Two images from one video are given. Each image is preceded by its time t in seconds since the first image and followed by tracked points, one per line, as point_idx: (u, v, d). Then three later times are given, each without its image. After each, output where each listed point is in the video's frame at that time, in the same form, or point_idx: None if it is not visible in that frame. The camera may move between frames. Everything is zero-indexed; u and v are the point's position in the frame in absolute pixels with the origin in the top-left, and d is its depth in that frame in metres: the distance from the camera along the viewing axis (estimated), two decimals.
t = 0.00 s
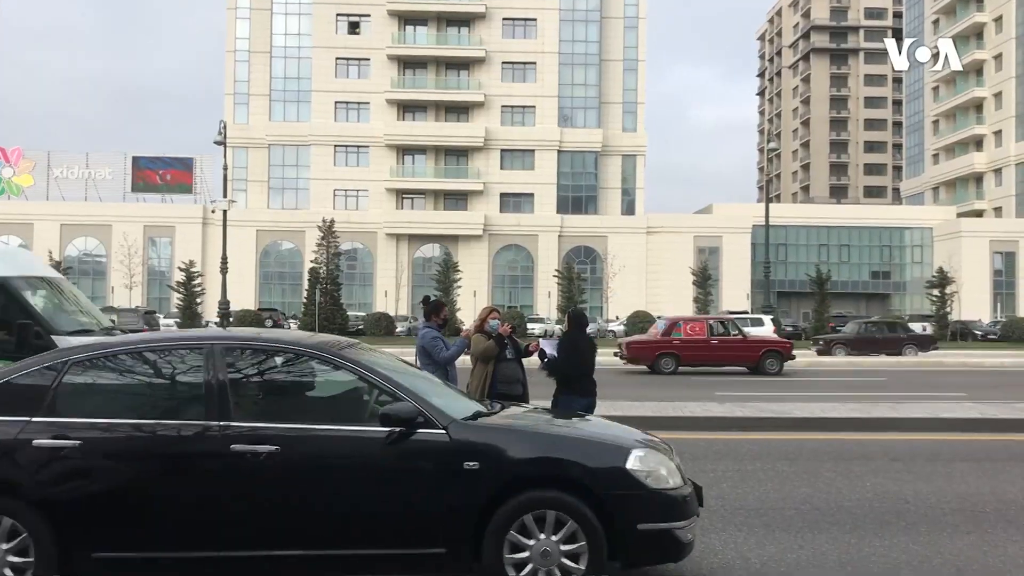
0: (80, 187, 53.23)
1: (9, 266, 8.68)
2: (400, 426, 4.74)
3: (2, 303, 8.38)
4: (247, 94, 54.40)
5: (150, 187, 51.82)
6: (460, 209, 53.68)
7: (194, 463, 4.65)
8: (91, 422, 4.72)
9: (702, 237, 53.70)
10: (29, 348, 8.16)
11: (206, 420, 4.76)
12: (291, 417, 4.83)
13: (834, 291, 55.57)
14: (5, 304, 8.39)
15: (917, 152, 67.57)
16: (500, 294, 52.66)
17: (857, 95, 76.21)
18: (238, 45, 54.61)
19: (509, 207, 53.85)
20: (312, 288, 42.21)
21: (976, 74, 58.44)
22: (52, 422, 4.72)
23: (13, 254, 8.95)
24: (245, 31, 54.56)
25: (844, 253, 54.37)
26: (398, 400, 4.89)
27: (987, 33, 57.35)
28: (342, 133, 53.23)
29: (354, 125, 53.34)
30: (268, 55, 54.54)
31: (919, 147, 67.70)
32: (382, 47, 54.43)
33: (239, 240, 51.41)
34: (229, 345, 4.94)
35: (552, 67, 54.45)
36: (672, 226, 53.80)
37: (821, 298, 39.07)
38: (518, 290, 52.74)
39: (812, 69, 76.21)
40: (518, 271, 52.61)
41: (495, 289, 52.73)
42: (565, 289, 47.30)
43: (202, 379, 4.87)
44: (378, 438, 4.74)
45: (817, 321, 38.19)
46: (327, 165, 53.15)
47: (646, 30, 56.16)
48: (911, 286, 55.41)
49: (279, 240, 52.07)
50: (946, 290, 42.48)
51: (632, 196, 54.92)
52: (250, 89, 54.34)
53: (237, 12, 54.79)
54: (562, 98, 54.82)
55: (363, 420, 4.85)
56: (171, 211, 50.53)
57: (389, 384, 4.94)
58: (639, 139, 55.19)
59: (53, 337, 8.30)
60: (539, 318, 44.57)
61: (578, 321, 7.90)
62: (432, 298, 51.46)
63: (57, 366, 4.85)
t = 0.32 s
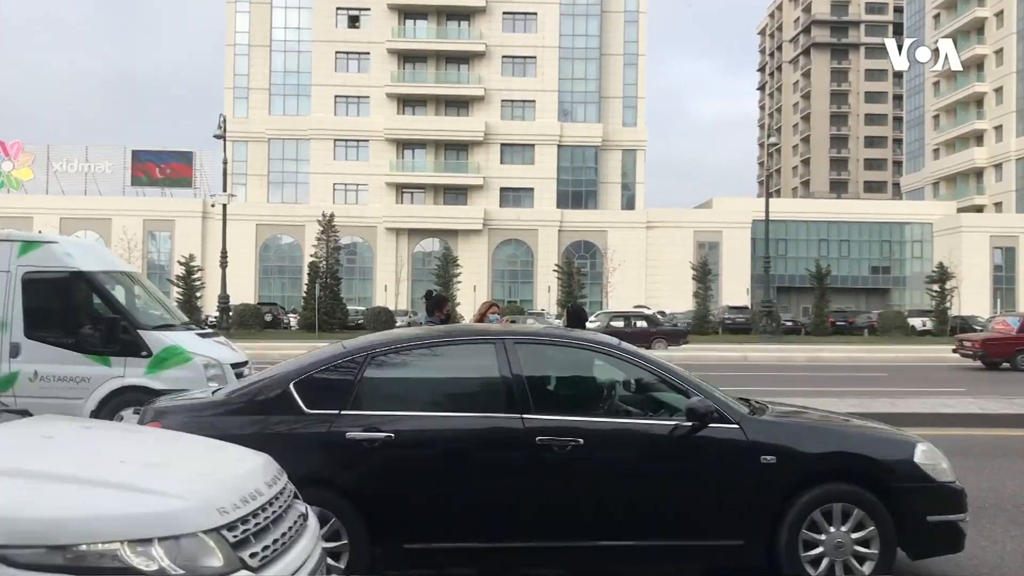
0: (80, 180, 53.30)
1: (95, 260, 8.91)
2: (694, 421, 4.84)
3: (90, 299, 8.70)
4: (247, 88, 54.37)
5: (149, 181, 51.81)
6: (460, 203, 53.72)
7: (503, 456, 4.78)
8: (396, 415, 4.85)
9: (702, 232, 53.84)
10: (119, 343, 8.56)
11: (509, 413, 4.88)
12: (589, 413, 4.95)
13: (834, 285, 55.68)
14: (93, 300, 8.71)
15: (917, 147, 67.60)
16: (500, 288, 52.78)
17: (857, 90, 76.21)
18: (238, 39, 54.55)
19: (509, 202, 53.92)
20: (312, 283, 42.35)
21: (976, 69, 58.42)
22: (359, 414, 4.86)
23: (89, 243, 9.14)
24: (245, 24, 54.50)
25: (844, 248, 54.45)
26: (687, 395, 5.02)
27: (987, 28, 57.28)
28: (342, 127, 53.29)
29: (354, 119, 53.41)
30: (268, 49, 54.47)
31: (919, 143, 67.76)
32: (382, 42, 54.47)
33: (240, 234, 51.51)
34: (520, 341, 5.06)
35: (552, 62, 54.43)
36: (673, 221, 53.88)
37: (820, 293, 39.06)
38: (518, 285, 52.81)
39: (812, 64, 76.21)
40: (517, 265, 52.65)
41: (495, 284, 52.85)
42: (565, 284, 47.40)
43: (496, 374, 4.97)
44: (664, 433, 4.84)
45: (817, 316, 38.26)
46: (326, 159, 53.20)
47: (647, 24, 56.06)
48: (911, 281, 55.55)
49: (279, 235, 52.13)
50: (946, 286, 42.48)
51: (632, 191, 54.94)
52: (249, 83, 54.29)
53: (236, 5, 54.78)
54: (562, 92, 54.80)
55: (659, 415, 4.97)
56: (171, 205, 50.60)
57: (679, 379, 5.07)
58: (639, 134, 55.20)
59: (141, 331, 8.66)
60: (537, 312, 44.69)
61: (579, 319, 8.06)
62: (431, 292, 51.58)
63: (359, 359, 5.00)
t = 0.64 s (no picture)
0: (80, 177, 53.33)
1: (177, 260, 8.95)
2: (1014, 415, 4.85)
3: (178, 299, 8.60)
4: (247, 84, 54.39)
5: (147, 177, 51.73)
6: (460, 199, 53.71)
7: (835, 451, 4.72)
8: (728, 412, 4.84)
9: (703, 228, 53.91)
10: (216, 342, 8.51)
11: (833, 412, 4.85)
12: (892, 410, 4.92)
13: (834, 282, 55.70)
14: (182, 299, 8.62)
15: (918, 143, 67.50)
16: (499, 285, 52.85)
17: (858, 85, 76.14)
18: (237, 35, 54.52)
19: (509, 198, 53.89)
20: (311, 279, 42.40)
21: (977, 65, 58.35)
22: (686, 411, 4.84)
23: (165, 242, 9.08)
24: (245, 21, 54.47)
25: (844, 245, 54.47)
26: (1000, 394, 5.03)
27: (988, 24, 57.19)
28: (342, 124, 53.29)
29: (354, 115, 53.38)
30: (268, 46, 54.43)
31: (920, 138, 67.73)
32: (382, 38, 54.48)
33: (239, 231, 51.48)
34: (833, 340, 5.09)
35: (552, 57, 54.42)
36: (672, 218, 53.93)
37: (820, 289, 39.08)
38: (518, 282, 52.82)
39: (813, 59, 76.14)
40: (517, 262, 52.67)
41: (495, 280, 52.87)
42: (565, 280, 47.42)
43: (815, 375, 4.97)
44: (978, 428, 4.81)
45: (817, 313, 38.22)
46: (326, 156, 53.15)
47: (648, 21, 56.06)
48: (912, 277, 55.54)
49: (279, 231, 52.19)
50: (946, 282, 42.44)
51: (633, 187, 54.95)
52: (249, 80, 54.30)
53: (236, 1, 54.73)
54: (562, 89, 54.77)
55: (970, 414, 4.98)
56: (171, 202, 50.60)
57: (988, 379, 5.09)
58: (640, 130, 55.19)
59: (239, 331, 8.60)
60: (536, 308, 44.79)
61: (580, 313, 8.09)
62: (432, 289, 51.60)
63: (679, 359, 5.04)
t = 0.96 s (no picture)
0: (82, 175, 53.49)
1: (247, 258, 9.73)
2: None
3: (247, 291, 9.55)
4: (248, 82, 54.57)
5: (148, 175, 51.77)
6: (461, 197, 53.83)
7: None
8: None
9: (705, 226, 54.07)
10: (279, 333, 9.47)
11: None
12: None
13: (836, 279, 55.73)
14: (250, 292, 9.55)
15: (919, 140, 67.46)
16: (501, 282, 52.98)
17: (859, 83, 76.18)
18: (239, 33, 54.72)
19: (511, 196, 53.93)
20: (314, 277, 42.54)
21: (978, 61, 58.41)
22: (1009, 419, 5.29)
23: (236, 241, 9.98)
24: (246, 19, 54.60)
25: (845, 242, 54.52)
26: None
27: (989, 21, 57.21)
28: (344, 122, 53.36)
29: (356, 113, 53.48)
30: (269, 43, 54.51)
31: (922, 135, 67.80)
32: (383, 36, 54.63)
33: (242, 230, 51.54)
34: None
35: (553, 55, 54.51)
36: (674, 215, 54.06)
37: (823, 286, 39.14)
38: (520, 279, 52.94)
39: (814, 56, 76.14)
40: (519, 260, 52.83)
41: (497, 278, 53.01)
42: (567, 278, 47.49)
43: None
44: None
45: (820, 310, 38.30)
46: (328, 153, 53.26)
47: (649, 18, 56.15)
48: (913, 274, 55.58)
49: (282, 229, 52.35)
50: (949, 278, 42.40)
51: (634, 184, 55.04)
52: (250, 78, 54.48)
53: None
54: (562, 86, 54.81)
55: None
56: (174, 200, 50.71)
57: None
58: (641, 127, 55.21)
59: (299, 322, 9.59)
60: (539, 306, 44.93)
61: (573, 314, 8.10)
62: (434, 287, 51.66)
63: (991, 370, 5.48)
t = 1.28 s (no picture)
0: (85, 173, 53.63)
1: (332, 256, 9.19)
2: None
3: (331, 294, 9.03)
4: (251, 80, 54.81)
5: (151, 172, 51.85)
6: (464, 194, 53.94)
7: None
8: None
9: (707, 223, 54.11)
10: (366, 336, 8.97)
11: None
12: None
13: (839, 277, 55.73)
14: (335, 295, 9.04)
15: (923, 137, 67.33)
16: (503, 280, 53.03)
17: (862, 80, 76.01)
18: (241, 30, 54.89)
19: (513, 193, 53.97)
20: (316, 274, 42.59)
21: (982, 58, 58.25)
22: None
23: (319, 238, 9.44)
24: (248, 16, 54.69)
25: (848, 239, 54.50)
26: None
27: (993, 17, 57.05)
28: (347, 120, 53.42)
29: (358, 111, 53.51)
30: (272, 41, 54.61)
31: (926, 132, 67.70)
32: (385, 33, 54.58)
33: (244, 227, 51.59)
34: None
35: (555, 52, 54.49)
36: (677, 212, 54.08)
37: (825, 283, 39.05)
38: (523, 277, 53.01)
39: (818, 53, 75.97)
40: (521, 258, 52.92)
41: (500, 275, 53.08)
42: (569, 275, 47.52)
43: None
44: None
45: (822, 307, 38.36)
46: (331, 151, 53.30)
47: (651, 16, 56.12)
48: (916, 271, 55.62)
49: (284, 227, 52.42)
50: (951, 275, 42.31)
51: (636, 181, 55.09)
52: (253, 75, 54.71)
53: None
54: (565, 83, 54.80)
55: None
56: (178, 198, 50.80)
57: None
58: (644, 125, 55.26)
59: (385, 323, 9.06)
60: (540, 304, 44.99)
61: (587, 309, 7.85)
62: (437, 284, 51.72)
63: None
